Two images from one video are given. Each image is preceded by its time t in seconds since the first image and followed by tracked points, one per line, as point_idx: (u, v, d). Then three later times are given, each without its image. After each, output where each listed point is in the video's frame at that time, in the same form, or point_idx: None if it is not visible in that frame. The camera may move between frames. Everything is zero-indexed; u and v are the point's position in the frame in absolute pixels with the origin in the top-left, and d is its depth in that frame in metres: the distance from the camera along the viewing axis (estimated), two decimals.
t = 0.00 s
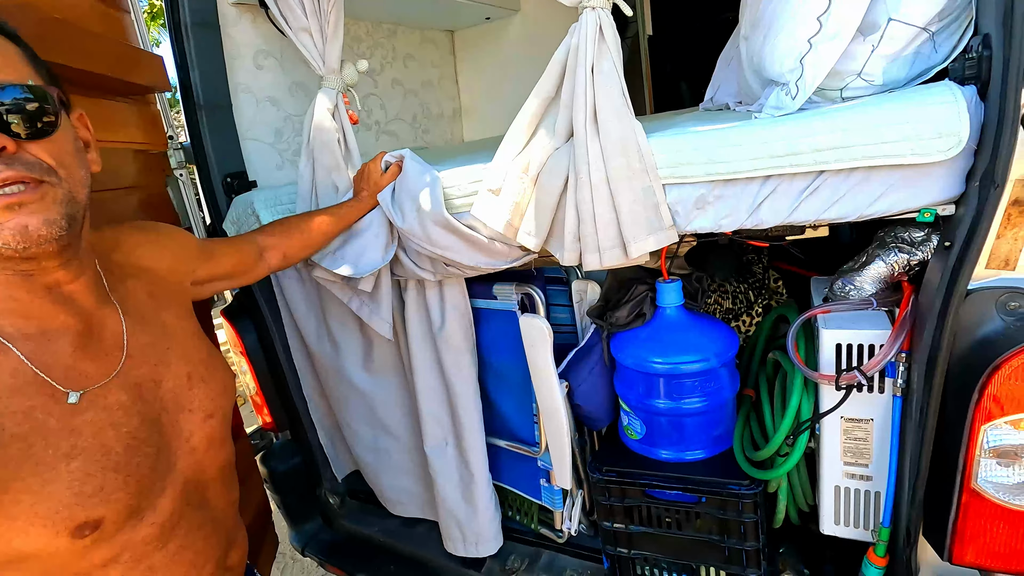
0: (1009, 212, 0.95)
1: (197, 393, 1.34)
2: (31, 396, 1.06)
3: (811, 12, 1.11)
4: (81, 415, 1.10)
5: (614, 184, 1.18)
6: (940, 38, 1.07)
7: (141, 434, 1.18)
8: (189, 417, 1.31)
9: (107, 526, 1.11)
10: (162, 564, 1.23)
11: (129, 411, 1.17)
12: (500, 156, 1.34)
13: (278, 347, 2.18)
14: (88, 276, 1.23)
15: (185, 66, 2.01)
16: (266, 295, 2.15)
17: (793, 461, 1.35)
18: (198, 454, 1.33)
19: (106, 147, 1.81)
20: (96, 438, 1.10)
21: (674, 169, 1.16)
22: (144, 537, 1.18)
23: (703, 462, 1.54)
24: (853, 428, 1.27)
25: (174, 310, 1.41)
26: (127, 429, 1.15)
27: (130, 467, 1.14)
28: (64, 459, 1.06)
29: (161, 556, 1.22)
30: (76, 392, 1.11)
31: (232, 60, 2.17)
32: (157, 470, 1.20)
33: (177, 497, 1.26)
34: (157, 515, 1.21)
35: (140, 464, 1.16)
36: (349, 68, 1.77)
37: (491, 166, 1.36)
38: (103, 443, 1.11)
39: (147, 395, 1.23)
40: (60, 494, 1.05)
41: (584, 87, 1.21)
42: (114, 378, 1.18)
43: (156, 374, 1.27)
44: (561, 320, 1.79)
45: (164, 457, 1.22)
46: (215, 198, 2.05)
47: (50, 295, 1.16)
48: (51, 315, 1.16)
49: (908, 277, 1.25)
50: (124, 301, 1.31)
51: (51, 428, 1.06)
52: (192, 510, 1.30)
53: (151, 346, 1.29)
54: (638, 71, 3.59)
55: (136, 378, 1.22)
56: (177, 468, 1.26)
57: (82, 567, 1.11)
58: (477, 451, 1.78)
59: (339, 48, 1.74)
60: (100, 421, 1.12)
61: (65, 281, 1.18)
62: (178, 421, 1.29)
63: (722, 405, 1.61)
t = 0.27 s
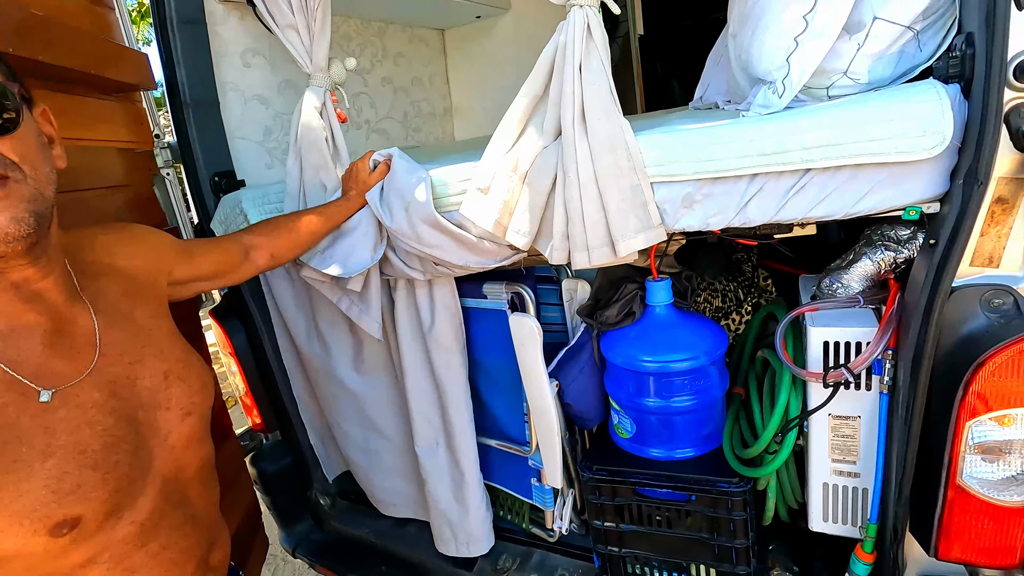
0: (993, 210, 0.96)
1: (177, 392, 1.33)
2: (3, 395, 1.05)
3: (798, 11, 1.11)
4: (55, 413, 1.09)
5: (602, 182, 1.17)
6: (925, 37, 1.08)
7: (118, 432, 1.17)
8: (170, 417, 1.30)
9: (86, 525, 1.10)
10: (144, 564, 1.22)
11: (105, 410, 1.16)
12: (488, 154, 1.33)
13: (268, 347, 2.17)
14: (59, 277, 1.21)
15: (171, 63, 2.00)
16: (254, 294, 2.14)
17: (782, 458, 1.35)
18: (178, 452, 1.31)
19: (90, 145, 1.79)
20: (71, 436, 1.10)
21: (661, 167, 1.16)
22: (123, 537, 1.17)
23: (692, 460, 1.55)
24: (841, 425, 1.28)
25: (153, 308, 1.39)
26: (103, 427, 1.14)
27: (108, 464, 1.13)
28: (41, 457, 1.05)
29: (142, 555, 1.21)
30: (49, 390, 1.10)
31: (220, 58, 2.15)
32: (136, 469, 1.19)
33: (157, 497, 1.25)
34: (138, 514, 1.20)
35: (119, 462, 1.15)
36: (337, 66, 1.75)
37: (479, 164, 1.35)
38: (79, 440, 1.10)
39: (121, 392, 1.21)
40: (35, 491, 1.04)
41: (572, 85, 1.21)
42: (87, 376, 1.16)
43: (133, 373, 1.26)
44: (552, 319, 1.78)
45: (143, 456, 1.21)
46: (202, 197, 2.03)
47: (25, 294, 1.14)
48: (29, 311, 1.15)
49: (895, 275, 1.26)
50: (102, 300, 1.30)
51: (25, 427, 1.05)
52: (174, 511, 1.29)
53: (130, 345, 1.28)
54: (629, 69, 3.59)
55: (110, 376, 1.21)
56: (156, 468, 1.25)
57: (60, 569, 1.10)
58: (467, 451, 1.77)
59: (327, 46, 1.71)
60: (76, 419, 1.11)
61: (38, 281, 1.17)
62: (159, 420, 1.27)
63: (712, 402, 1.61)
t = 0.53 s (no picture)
0: (985, 214, 0.98)
1: (169, 394, 1.32)
2: None
3: (793, 17, 1.13)
4: (43, 419, 1.09)
5: (600, 185, 1.18)
6: (918, 43, 1.09)
7: (109, 436, 1.17)
8: (162, 420, 1.30)
9: (80, 529, 1.11)
10: (140, 565, 1.23)
11: (94, 414, 1.16)
12: (487, 157, 1.34)
13: (265, 349, 2.17)
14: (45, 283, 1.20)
15: (167, 65, 1.98)
16: (251, 294, 2.13)
17: (779, 458, 1.36)
18: (170, 455, 1.31)
19: (85, 148, 1.78)
20: (60, 441, 1.09)
21: (658, 171, 1.17)
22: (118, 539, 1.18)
23: (690, 460, 1.57)
24: (837, 426, 1.29)
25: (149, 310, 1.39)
26: (93, 432, 1.14)
27: (100, 469, 1.13)
28: (31, 464, 1.05)
29: (138, 557, 1.22)
30: (35, 397, 1.09)
31: (217, 60, 2.16)
32: (129, 472, 1.19)
33: (153, 499, 1.25)
34: (132, 516, 1.20)
35: (112, 465, 1.15)
36: (335, 69, 1.75)
37: (478, 168, 1.36)
38: (67, 446, 1.10)
39: (110, 396, 1.21)
40: (25, 498, 1.04)
41: (570, 90, 1.22)
42: (75, 381, 1.16)
43: (125, 376, 1.25)
44: (549, 321, 1.79)
45: (136, 459, 1.21)
46: (200, 199, 2.03)
47: (11, 300, 1.13)
48: (22, 316, 1.14)
49: (889, 277, 1.27)
50: (99, 303, 1.29)
51: (14, 435, 1.05)
52: (169, 512, 1.30)
53: (125, 349, 1.28)
54: (625, 71, 3.61)
55: (99, 380, 1.20)
56: (149, 471, 1.25)
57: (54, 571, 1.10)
58: (465, 452, 1.78)
59: (326, 48, 1.71)
60: (65, 425, 1.11)
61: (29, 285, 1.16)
62: (151, 423, 1.27)
63: (708, 403, 1.63)
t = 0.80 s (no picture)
0: (979, 214, 0.99)
1: (158, 396, 1.31)
2: None
3: (788, 19, 1.13)
4: (33, 423, 1.08)
5: (596, 187, 1.19)
6: (913, 45, 1.10)
7: (100, 438, 1.17)
8: (154, 422, 1.30)
9: (73, 533, 1.11)
10: (133, 567, 1.22)
11: (84, 416, 1.16)
12: (484, 158, 1.34)
13: (262, 350, 2.17)
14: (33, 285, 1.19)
15: (163, 65, 1.98)
16: (247, 295, 2.12)
17: (775, 459, 1.37)
18: (162, 456, 1.31)
19: (81, 151, 1.77)
20: (51, 445, 1.09)
21: (655, 172, 1.17)
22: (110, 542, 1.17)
23: (687, 461, 1.57)
24: (832, 427, 1.30)
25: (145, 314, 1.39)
26: (84, 436, 1.14)
27: (92, 472, 1.13)
28: (22, 468, 1.05)
29: (131, 559, 1.22)
30: (25, 400, 1.08)
31: (214, 61, 2.15)
32: (120, 475, 1.19)
33: (145, 501, 1.25)
34: (123, 519, 1.20)
35: (103, 469, 1.15)
36: (331, 70, 1.74)
37: (474, 169, 1.36)
38: (59, 449, 1.10)
39: (100, 400, 1.21)
40: (17, 502, 1.04)
41: (567, 91, 1.22)
42: (63, 384, 1.15)
43: (116, 378, 1.25)
44: (547, 322, 1.80)
45: (127, 462, 1.21)
46: (196, 200, 2.03)
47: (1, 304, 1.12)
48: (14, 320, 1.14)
49: (885, 278, 1.28)
50: (92, 307, 1.28)
51: (4, 439, 1.04)
52: (160, 517, 1.29)
53: (119, 352, 1.27)
54: (622, 73, 3.61)
55: (89, 383, 1.20)
56: (141, 473, 1.25)
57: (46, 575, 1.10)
58: (462, 454, 1.78)
59: (321, 49, 1.69)
60: (56, 429, 1.11)
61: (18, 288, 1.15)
62: (143, 424, 1.27)
63: (705, 404, 1.63)
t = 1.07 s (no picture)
0: (979, 216, 0.99)
1: (157, 394, 1.32)
2: None
3: (788, 22, 1.13)
4: (46, 426, 1.08)
5: (597, 189, 1.19)
6: (912, 48, 1.10)
7: (110, 436, 1.17)
8: (156, 419, 1.30)
9: (92, 528, 1.11)
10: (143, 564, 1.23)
11: (92, 416, 1.16)
12: (485, 161, 1.35)
13: (263, 352, 2.18)
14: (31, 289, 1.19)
15: (165, 67, 1.98)
16: (248, 295, 2.13)
17: (775, 461, 1.37)
18: (163, 455, 1.31)
19: (82, 153, 1.78)
20: (66, 444, 1.09)
21: (655, 174, 1.17)
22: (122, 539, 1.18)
23: (687, 463, 1.57)
24: (833, 428, 1.30)
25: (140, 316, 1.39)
26: (95, 434, 1.15)
27: (106, 471, 1.14)
28: (40, 470, 1.05)
29: (145, 553, 1.22)
30: (40, 403, 1.09)
31: (215, 63, 2.15)
32: (129, 473, 1.19)
33: (153, 497, 1.26)
34: (135, 512, 1.21)
35: (116, 465, 1.16)
36: (332, 72, 1.74)
37: (475, 172, 1.37)
38: (75, 449, 1.10)
39: (105, 399, 1.21)
40: (40, 502, 1.04)
41: (567, 93, 1.23)
42: (71, 386, 1.16)
43: (118, 378, 1.25)
44: (547, 323, 1.80)
45: (135, 461, 1.22)
46: (198, 203, 2.03)
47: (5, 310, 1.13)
48: (17, 320, 1.14)
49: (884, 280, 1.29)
50: (89, 307, 1.29)
51: (21, 442, 1.04)
52: (171, 509, 1.30)
53: (120, 351, 1.28)
54: (622, 75, 3.62)
55: (93, 385, 1.20)
56: (147, 469, 1.26)
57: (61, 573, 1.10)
58: (462, 456, 1.78)
59: (323, 53, 1.69)
60: (68, 429, 1.11)
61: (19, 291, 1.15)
62: (145, 423, 1.28)
63: (705, 406, 1.63)
